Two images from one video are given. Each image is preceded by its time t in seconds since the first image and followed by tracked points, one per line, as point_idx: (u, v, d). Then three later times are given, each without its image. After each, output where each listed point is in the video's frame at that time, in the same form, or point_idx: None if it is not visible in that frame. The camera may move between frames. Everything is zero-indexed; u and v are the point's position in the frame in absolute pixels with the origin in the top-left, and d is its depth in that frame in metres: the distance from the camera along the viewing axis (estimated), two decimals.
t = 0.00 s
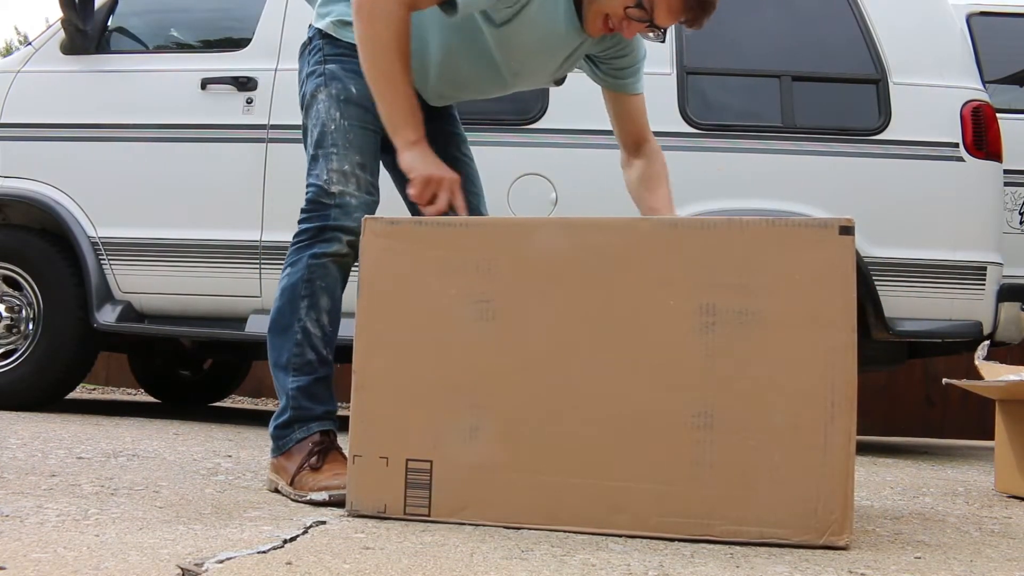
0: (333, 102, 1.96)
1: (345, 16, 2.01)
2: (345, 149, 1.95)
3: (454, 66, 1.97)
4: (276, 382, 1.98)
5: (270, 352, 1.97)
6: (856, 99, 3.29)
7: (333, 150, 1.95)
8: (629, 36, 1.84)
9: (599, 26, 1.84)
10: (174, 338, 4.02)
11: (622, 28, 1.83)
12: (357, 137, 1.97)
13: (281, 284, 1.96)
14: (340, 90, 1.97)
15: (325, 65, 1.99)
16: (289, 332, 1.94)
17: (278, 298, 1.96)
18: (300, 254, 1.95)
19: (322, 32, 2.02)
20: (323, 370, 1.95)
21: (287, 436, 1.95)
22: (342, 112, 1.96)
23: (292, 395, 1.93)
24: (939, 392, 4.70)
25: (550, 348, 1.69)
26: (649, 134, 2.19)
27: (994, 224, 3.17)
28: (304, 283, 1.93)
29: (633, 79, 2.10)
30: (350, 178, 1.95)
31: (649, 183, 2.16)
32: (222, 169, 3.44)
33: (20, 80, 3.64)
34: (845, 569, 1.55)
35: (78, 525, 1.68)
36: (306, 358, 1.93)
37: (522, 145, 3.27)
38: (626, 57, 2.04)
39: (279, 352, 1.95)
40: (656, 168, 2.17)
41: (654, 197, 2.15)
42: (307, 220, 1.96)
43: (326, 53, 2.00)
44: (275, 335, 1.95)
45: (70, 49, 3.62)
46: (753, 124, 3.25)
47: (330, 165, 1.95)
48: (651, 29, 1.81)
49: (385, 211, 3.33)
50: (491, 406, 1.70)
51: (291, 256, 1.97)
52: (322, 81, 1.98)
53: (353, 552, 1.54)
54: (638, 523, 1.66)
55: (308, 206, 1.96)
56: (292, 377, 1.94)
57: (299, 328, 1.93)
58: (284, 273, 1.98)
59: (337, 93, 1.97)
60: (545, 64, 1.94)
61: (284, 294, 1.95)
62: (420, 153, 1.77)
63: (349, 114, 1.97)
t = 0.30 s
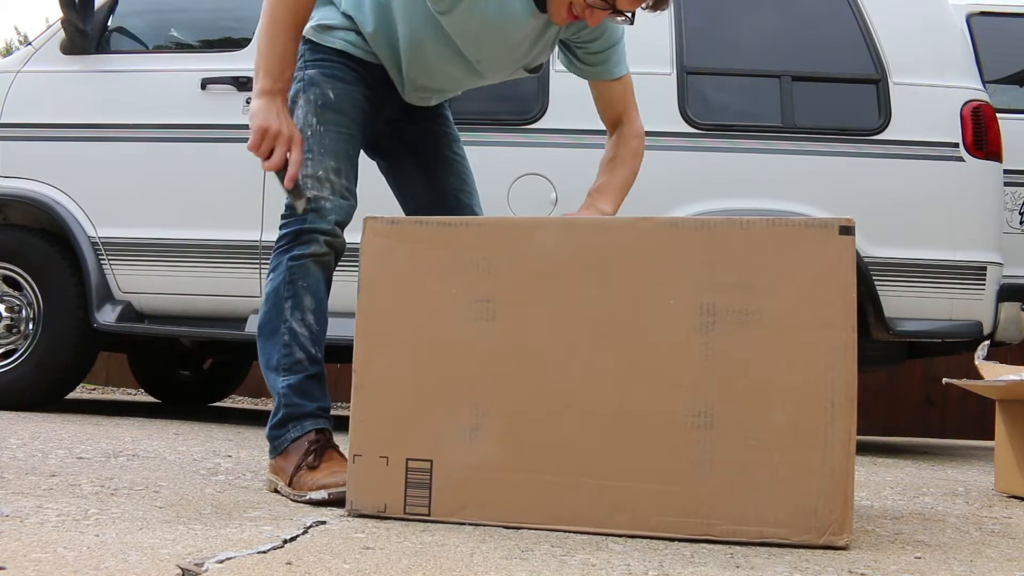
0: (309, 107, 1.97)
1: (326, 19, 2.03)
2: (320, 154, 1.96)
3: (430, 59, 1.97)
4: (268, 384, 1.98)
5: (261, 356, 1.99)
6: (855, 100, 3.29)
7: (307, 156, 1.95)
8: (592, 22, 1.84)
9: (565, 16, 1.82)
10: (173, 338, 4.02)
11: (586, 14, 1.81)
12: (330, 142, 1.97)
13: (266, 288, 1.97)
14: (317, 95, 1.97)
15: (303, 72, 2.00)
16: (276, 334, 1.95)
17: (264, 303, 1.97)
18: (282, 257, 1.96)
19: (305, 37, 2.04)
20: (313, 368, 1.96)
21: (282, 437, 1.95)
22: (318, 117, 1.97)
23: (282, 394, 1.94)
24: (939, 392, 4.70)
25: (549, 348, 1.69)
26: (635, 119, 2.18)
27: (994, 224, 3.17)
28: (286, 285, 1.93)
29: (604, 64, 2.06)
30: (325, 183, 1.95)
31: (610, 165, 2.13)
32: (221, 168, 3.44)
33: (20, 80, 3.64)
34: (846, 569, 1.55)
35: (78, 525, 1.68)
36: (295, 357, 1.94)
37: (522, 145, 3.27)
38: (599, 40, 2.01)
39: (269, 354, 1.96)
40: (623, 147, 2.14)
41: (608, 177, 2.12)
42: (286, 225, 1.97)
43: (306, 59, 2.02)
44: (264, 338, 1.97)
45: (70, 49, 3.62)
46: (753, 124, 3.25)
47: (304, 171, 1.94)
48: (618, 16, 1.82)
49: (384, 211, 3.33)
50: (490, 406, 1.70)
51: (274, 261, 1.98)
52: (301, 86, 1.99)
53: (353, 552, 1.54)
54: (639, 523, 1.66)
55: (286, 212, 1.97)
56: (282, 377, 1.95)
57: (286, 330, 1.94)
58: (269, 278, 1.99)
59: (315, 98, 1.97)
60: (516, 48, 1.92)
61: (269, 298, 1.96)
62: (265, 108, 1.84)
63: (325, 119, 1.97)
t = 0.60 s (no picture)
0: (306, 107, 1.98)
1: (317, 21, 2.05)
2: (320, 152, 1.96)
3: (417, 50, 1.96)
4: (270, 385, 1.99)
5: (262, 356, 1.99)
6: (854, 100, 3.29)
7: (307, 154, 1.96)
8: None
9: None
10: (173, 338, 4.02)
11: None
12: (331, 138, 1.97)
13: (268, 289, 1.98)
14: (313, 94, 1.98)
15: (302, 74, 2.02)
16: (278, 334, 1.95)
17: (266, 305, 1.98)
18: (283, 257, 1.97)
19: (298, 42, 2.07)
20: (313, 369, 1.96)
21: (281, 438, 1.95)
22: (316, 115, 1.98)
23: (283, 394, 1.94)
24: (939, 393, 4.70)
25: (550, 346, 1.69)
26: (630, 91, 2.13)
27: (994, 224, 3.17)
28: (287, 284, 1.94)
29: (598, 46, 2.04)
30: (325, 179, 1.95)
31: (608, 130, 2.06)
32: (221, 168, 3.44)
33: (20, 80, 3.64)
34: (846, 569, 1.55)
35: (78, 525, 1.68)
36: (295, 357, 1.94)
37: (522, 144, 3.27)
38: (589, 19, 1.98)
39: (270, 355, 1.97)
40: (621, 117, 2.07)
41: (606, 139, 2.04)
42: (288, 224, 1.98)
43: (302, 61, 2.04)
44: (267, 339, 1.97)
45: (70, 49, 3.62)
46: (752, 124, 3.25)
47: (305, 168, 1.96)
48: None
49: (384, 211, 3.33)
50: (491, 405, 1.71)
51: (275, 260, 1.99)
52: (298, 88, 2.01)
53: (353, 552, 1.54)
54: (639, 522, 1.66)
55: (289, 210, 1.98)
56: (283, 377, 1.95)
57: (287, 329, 1.94)
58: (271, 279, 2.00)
59: (311, 97, 1.98)
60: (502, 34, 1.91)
61: (271, 297, 1.97)
62: (438, 157, 1.73)
63: (323, 116, 1.97)
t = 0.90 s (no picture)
0: (321, 105, 1.97)
1: (329, 21, 2.04)
2: (333, 151, 1.95)
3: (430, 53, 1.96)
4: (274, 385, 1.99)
5: (267, 355, 1.98)
6: (855, 100, 3.29)
7: (323, 151, 1.95)
8: None
9: None
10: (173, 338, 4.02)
11: None
12: (346, 138, 1.97)
13: (277, 288, 1.97)
14: (328, 93, 1.98)
15: (315, 71, 2.01)
16: (286, 333, 1.95)
17: (275, 303, 1.97)
18: (294, 256, 1.96)
19: (308, 40, 2.06)
20: (320, 370, 1.96)
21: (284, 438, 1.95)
22: (331, 114, 1.97)
23: (289, 395, 1.94)
24: (939, 393, 4.70)
25: (549, 348, 1.69)
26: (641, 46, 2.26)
27: (994, 224, 3.17)
28: (299, 283, 1.94)
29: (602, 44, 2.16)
30: (341, 177, 1.95)
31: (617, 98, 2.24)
32: (221, 168, 3.44)
33: (20, 80, 3.64)
34: (846, 569, 1.54)
35: (78, 525, 1.68)
36: (302, 358, 1.94)
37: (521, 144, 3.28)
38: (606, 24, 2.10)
39: (277, 355, 1.96)
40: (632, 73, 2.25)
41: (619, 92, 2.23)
42: (299, 222, 1.97)
43: (314, 59, 2.03)
44: (274, 338, 1.97)
45: (70, 49, 3.62)
46: (751, 125, 3.29)
47: (321, 165, 1.94)
48: None
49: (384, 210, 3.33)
50: (492, 407, 1.70)
51: (286, 259, 1.98)
52: (310, 86, 2.00)
53: (353, 552, 1.54)
54: (639, 523, 1.66)
55: (299, 209, 1.97)
56: (288, 378, 1.95)
57: (296, 329, 1.94)
58: (280, 277, 1.99)
59: (325, 96, 1.98)
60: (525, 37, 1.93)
61: (280, 296, 1.96)
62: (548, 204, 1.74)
63: (338, 115, 1.97)
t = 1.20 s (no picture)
0: (334, 105, 1.97)
1: (344, 18, 2.01)
2: (342, 153, 1.96)
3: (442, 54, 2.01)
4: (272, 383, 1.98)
5: (267, 353, 1.97)
6: (855, 100, 3.29)
7: (333, 153, 1.95)
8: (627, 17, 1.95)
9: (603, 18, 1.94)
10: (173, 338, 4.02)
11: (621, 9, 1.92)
12: (357, 141, 1.98)
13: (279, 285, 1.96)
14: (341, 93, 1.97)
15: (328, 67, 1.99)
16: (288, 333, 1.94)
17: (276, 301, 1.96)
18: (298, 255, 1.95)
19: (321, 33, 2.03)
20: (320, 372, 1.96)
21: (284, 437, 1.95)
22: (343, 116, 1.97)
23: (289, 396, 1.93)
24: (939, 393, 4.70)
25: (550, 348, 1.69)
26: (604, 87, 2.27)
27: (994, 224, 3.17)
28: (303, 284, 1.93)
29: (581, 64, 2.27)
30: (350, 182, 1.96)
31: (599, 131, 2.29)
32: (221, 168, 3.44)
33: (20, 80, 3.64)
34: (846, 569, 1.54)
35: (78, 525, 1.68)
36: (304, 359, 1.94)
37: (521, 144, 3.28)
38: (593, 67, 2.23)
39: (277, 353, 1.95)
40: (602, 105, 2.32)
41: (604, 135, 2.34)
42: (304, 221, 1.96)
43: (327, 54, 2.01)
44: (273, 336, 1.96)
45: (70, 49, 3.62)
46: (749, 124, 3.25)
47: (332, 168, 1.94)
48: (649, 9, 1.92)
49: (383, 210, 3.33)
50: (492, 407, 1.70)
51: (288, 257, 1.97)
52: (322, 82, 1.98)
53: (353, 552, 1.54)
54: (639, 523, 1.66)
55: (305, 207, 1.96)
56: (289, 378, 1.95)
57: (297, 329, 1.93)
58: (281, 274, 1.98)
59: (338, 96, 1.97)
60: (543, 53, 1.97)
61: (282, 295, 1.95)
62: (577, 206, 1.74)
63: (350, 117, 1.97)
